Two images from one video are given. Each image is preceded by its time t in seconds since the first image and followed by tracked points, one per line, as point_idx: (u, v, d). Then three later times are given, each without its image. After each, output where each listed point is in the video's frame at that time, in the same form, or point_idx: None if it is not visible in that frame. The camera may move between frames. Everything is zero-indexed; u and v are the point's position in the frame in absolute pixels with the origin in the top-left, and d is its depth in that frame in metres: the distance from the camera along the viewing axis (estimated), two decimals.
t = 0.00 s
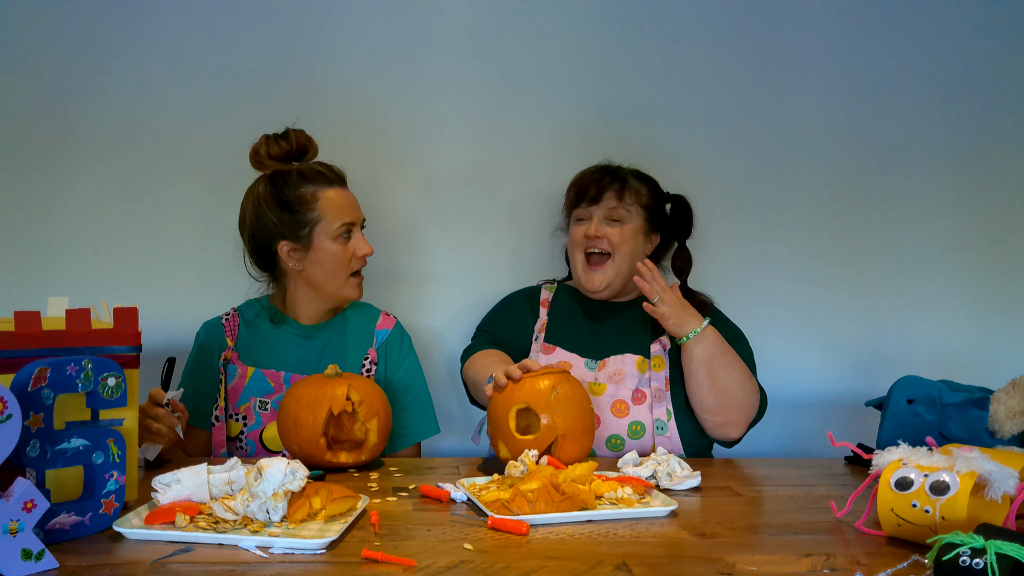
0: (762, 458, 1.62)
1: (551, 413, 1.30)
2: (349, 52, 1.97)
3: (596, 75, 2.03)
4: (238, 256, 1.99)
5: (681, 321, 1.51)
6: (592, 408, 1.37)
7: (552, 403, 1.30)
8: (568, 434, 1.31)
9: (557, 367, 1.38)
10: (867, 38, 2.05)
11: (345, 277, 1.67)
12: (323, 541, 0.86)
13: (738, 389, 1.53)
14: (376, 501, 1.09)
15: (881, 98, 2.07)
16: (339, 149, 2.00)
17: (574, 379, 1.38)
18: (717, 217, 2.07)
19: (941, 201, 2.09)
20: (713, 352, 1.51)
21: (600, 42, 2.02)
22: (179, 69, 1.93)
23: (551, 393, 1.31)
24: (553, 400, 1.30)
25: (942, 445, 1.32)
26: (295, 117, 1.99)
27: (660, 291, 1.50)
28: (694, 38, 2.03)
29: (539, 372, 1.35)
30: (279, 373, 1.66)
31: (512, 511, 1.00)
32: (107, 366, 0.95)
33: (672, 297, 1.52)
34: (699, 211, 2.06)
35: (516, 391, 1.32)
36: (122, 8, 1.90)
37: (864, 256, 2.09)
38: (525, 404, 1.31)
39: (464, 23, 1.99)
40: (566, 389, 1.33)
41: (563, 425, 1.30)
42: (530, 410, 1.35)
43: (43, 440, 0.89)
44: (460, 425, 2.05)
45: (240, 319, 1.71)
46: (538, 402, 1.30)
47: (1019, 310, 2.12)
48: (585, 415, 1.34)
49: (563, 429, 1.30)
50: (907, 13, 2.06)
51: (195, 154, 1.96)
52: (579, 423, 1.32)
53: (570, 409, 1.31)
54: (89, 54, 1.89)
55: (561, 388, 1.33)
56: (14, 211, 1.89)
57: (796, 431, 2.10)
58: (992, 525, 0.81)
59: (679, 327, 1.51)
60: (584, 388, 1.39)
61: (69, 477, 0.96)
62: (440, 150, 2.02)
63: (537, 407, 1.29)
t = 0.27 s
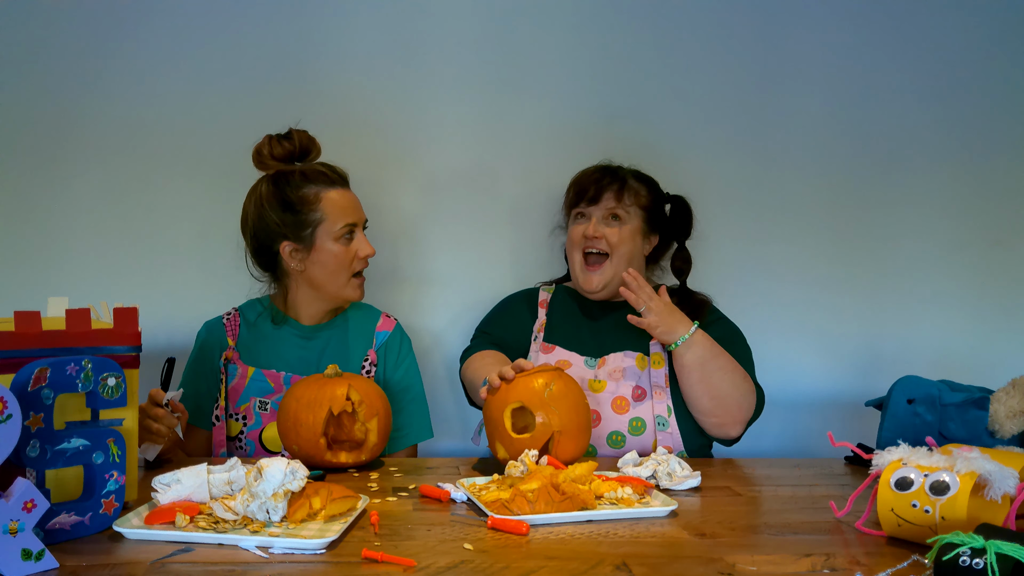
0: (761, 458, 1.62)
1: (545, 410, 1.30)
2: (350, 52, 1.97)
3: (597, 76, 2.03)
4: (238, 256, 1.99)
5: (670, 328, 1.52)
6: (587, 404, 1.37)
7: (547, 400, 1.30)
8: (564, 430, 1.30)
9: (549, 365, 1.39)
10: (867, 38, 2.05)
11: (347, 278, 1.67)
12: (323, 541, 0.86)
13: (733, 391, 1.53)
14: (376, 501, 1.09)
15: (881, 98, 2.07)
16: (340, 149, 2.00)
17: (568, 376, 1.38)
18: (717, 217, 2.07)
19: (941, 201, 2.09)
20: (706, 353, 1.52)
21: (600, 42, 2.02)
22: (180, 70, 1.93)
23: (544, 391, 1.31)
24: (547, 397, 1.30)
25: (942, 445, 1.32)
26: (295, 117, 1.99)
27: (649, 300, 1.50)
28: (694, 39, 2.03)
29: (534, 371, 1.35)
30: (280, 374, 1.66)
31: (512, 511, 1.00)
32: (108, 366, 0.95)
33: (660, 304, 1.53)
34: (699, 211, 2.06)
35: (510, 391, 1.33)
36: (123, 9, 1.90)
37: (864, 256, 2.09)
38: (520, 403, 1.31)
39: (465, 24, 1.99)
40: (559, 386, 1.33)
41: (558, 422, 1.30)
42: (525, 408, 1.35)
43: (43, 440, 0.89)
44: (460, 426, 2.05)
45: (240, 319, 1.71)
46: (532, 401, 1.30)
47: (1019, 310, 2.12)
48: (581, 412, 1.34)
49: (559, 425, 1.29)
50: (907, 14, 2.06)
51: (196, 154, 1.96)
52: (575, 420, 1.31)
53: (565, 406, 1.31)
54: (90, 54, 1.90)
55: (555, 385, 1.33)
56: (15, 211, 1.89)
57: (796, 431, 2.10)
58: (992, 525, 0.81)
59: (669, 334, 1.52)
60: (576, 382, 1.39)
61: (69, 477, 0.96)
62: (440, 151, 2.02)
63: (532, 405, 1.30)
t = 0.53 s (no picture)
0: (761, 457, 1.62)
1: (545, 409, 1.30)
2: (349, 52, 1.97)
3: (596, 75, 2.03)
4: (238, 256, 1.99)
5: (669, 328, 1.51)
6: (586, 403, 1.37)
7: (547, 398, 1.30)
8: (564, 428, 1.30)
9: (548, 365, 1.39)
10: (867, 38, 2.05)
11: (348, 279, 1.67)
12: (323, 541, 0.86)
13: (729, 387, 1.54)
14: (376, 502, 1.09)
15: (881, 98, 2.07)
16: (340, 149, 2.00)
17: (567, 375, 1.38)
18: (717, 217, 2.07)
19: (941, 201, 2.09)
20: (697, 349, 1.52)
21: (600, 42, 2.02)
22: (179, 69, 1.93)
23: (544, 389, 1.32)
24: (546, 396, 1.31)
25: (942, 445, 1.32)
26: (295, 117, 1.99)
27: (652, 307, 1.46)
28: (695, 38, 2.03)
29: (534, 370, 1.35)
30: (280, 374, 1.66)
31: (512, 511, 1.00)
32: (107, 366, 0.95)
33: (659, 303, 1.50)
34: (699, 211, 2.06)
35: (509, 390, 1.33)
36: (123, 9, 1.90)
37: (864, 256, 2.09)
38: (520, 402, 1.32)
39: (464, 23, 1.99)
40: (558, 384, 1.34)
41: (558, 420, 1.30)
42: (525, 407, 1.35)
43: (43, 440, 0.89)
44: (460, 426, 2.05)
45: (241, 319, 1.71)
46: (532, 399, 1.30)
47: (1019, 310, 2.12)
48: (581, 410, 1.34)
49: (559, 424, 1.30)
50: (907, 14, 2.06)
51: (196, 154, 1.96)
52: (575, 418, 1.31)
53: (565, 404, 1.31)
54: (89, 54, 1.90)
55: (555, 384, 1.33)
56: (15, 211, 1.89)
57: (796, 431, 2.10)
58: (992, 525, 0.81)
59: (668, 333, 1.51)
60: (576, 381, 1.39)
61: (69, 477, 0.96)
62: (440, 151, 2.02)
63: (532, 404, 1.30)
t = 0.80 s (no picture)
0: (761, 457, 1.62)
1: (548, 411, 1.30)
2: (349, 52, 1.97)
3: (596, 75, 2.03)
4: (238, 255, 1.99)
5: (671, 321, 1.50)
6: (593, 413, 1.37)
7: (550, 401, 1.30)
8: (566, 432, 1.30)
9: (555, 367, 1.38)
10: (867, 38, 2.05)
11: (348, 279, 1.67)
12: (323, 542, 0.86)
13: (728, 378, 1.54)
14: (376, 501, 1.09)
15: (881, 98, 2.07)
16: (340, 149, 2.00)
17: (573, 379, 1.37)
18: (717, 217, 2.07)
19: (941, 201, 2.09)
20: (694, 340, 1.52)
21: (600, 42, 2.02)
22: (179, 69, 1.93)
23: (548, 392, 1.31)
24: (550, 399, 1.30)
25: (942, 445, 1.32)
26: (295, 117, 1.99)
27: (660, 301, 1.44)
28: (694, 38, 2.03)
29: (539, 372, 1.35)
30: (280, 374, 1.66)
31: (512, 511, 1.00)
32: (108, 366, 0.95)
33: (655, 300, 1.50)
34: (699, 212, 2.06)
35: (514, 391, 1.33)
36: (123, 9, 1.90)
37: (864, 256, 2.09)
38: (523, 403, 1.32)
39: (465, 23, 1.99)
40: (563, 388, 1.33)
41: (560, 423, 1.30)
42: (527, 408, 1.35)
43: (43, 440, 0.89)
44: (460, 425, 2.05)
45: (241, 319, 1.71)
46: (536, 401, 1.30)
47: (1019, 310, 2.12)
48: (584, 415, 1.34)
49: (561, 428, 1.30)
50: (907, 15, 2.06)
51: (195, 154, 1.96)
52: (577, 423, 1.32)
53: (567, 407, 1.31)
54: (89, 54, 1.90)
55: (559, 388, 1.32)
56: (15, 211, 1.89)
57: (796, 431, 2.10)
58: (992, 525, 0.81)
59: (671, 326, 1.51)
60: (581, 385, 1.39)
61: (69, 477, 0.96)
62: (440, 151, 2.02)
63: (535, 406, 1.30)
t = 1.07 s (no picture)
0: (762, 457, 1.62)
1: (554, 413, 1.30)
2: (349, 52, 1.97)
3: (596, 75, 2.03)
4: (238, 255, 1.99)
5: (676, 313, 1.50)
6: (599, 417, 1.37)
7: (557, 404, 1.30)
8: (569, 437, 1.30)
9: (565, 372, 1.38)
10: (867, 38, 2.05)
11: (348, 279, 1.67)
12: (323, 542, 0.86)
13: (730, 370, 1.54)
14: (376, 501, 1.09)
15: (881, 98, 2.07)
16: (340, 149, 2.00)
17: (585, 386, 1.37)
18: (717, 217, 2.07)
19: (941, 201, 2.09)
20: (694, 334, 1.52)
21: (600, 42, 2.02)
22: (179, 69, 1.93)
23: (556, 395, 1.31)
24: (558, 402, 1.30)
25: (942, 445, 1.32)
26: (295, 117, 1.98)
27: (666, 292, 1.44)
28: (694, 38, 2.03)
29: (548, 374, 1.36)
30: (280, 374, 1.66)
31: (512, 511, 1.00)
32: (107, 366, 0.95)
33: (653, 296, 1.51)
34: (699, 212, 2.06)
35: (522, 389, 1.33)
36: (123, 10, 1.90)
37: (864, 256, 2.09)
38: (530, 403, 1.32)
39: (465, 23, 1.99)
40: (571, 393, 1.33)
41: (565, 427, 1.30)
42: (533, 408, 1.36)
43: (43, 440, 0.89)
44: (460, 425, 2.05)
45: (241, 319, 1.71)
46: (543, 402, 1.30)
47: (1019, 310, 2.12)
48: (590, 421, 1.33)
49: (565, 432, 1.30)
50: (907, 15, 2.06)
51: (195, 154, 1.96)
52: (582, 429, 1.31)
53: (574, 412, 1.31)
54: (89, 54, 1.90)
55: (568, 392, 1.32)
56: (14, 211, 1.89)
57: (797, 431, 2.10)
58: (992, 525, 0.81)
59: (676, 318, 1.51)
60: (591, 392, 1.38)
61: (69, 477, 0.96)
62: (440, 151, 2.02)
63: (541, 407, 1.30)
